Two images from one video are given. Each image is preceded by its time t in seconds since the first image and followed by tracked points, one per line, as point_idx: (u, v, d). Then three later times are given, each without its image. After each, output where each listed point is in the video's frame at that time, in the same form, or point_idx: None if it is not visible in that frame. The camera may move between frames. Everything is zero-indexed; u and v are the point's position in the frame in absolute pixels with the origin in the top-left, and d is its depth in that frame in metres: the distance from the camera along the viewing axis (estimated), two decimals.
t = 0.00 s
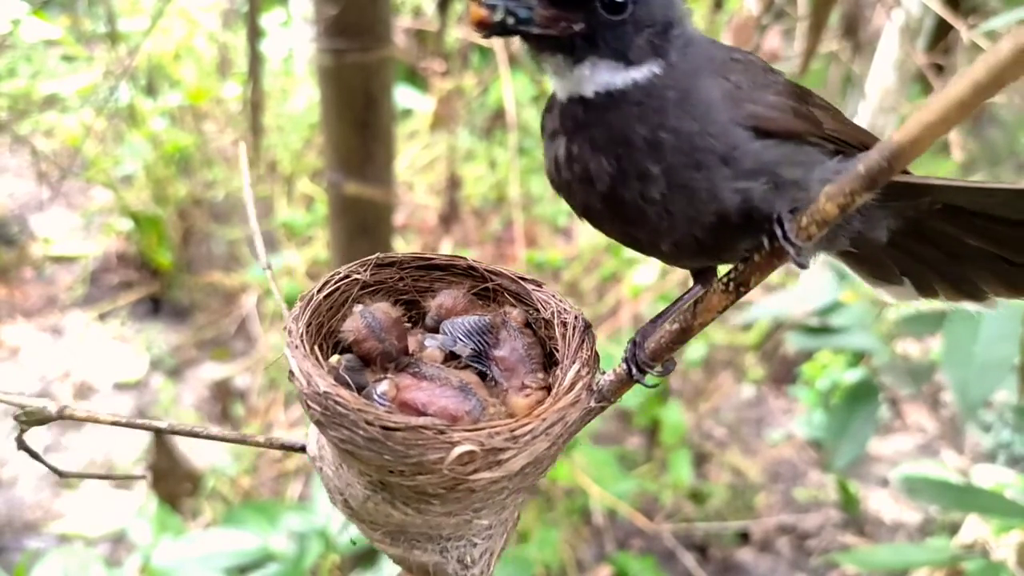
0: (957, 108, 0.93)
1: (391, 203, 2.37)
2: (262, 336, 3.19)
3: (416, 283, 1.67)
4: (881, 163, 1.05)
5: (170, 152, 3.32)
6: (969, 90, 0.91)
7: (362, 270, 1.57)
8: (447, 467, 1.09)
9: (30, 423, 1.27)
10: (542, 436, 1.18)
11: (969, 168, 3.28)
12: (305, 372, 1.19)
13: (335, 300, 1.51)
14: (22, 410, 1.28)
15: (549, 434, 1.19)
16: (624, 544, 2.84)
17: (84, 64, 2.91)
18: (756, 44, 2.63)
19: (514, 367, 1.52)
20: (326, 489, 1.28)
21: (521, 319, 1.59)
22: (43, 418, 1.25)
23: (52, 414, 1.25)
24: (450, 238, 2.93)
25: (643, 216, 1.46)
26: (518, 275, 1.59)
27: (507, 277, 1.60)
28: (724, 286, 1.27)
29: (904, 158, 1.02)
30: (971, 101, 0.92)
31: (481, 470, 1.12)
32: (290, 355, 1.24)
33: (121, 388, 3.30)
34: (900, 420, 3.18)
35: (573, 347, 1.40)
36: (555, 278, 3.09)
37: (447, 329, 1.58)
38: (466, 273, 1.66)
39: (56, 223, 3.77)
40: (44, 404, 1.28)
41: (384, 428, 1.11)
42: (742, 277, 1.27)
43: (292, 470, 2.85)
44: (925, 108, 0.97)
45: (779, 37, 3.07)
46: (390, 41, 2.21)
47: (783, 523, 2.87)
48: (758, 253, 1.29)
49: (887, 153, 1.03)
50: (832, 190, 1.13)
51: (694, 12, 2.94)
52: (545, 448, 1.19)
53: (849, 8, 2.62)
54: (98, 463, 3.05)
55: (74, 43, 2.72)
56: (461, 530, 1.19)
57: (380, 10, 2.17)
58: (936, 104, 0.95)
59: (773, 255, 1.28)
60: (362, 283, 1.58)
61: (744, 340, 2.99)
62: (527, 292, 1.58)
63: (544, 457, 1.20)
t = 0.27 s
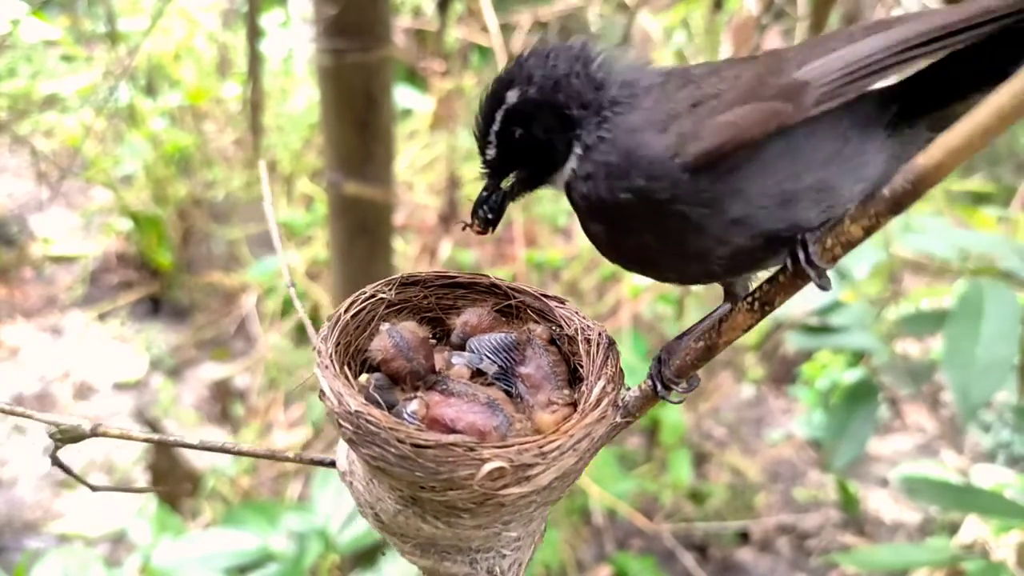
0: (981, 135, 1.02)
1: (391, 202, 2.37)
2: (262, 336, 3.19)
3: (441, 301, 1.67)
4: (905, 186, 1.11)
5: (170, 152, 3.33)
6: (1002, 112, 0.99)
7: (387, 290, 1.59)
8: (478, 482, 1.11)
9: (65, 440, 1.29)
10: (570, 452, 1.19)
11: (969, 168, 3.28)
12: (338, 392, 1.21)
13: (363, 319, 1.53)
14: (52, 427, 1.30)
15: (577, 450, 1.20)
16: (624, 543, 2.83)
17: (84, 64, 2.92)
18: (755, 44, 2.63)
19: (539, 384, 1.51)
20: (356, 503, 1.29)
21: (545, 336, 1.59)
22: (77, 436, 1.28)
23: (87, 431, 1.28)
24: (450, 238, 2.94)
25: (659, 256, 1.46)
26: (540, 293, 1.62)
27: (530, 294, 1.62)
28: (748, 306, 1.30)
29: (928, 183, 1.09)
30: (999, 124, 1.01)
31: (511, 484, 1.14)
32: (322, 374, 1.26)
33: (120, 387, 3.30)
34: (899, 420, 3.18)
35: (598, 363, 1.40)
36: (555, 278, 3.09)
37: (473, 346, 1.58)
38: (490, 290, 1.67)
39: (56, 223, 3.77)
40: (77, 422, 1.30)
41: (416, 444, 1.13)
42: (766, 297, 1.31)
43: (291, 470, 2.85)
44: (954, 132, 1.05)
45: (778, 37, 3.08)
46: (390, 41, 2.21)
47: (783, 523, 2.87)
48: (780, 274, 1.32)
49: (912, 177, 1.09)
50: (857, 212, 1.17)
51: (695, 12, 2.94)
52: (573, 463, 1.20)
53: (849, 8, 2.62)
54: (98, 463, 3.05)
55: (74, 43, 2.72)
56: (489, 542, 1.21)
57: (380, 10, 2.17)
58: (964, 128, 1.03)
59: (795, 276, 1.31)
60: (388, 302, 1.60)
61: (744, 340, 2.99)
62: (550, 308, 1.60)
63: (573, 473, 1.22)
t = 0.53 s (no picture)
0: (957, 114, 1.01)
1: (391, 203, 2.37)
2: (262, 336, 3.19)
3: (415, 288, 1.67)
4: (881, 167, 1.10)
5: (170, 152, 3.33)
6: (975, 91, 0.98)
7: (360, 274, 1.59)
8: (444, 472, 1.12)
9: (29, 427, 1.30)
10: (540, 442, 1.20)
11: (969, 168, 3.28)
12: (304, 377, 1.21)
13: (333, 305, 1.52)
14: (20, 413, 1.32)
15: (547, 440, 1.21)
16: (623, 543, 2.83)
17: (84, 64, 2.92)
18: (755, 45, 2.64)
19: (513, 373, 1.51)
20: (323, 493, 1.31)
21: (521, 324, 1.59)
22: (41, 422, 1.29)
23: (50, 417, 1.29)
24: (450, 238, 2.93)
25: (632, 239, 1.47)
26: (517, 281, 1.62)
27: (506, 283, 1.62)
28: (724, 292, 1.30)
29: (904, 164, 1.09)
30: (975, 103, 1.00)
31: (478, 476, 1.15)
32: (289, 359, 1.26)
33: (120, 387, 3.30)
34: (899, 420, 3.17)
35: (572, 353, 1.40)
36: (555, 278, 3.09)
37: (445, 333, 1.58)
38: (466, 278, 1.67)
39: (56, 224, 3.77)
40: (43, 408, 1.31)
41: (382, 433, 1.13)
42: (742, 283, 1.30)
43: (291, 470, 2.84)
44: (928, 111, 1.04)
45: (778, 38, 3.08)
46: (390, 41, 2.22)
47: (783, 523, 2.87)
48: (756, 258, 1.30)
49: (888, 158, 1.09)
50: (832, 194, 1.17)
51: (695, 12, 2.94)
52: (543, 455, 1.21)
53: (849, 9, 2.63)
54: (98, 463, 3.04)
55: (74, 43, 2.72)
56: (458, 537, 1.23)
57: (380, 10, 2.17)
58: (937, 107, 1.02)
59: (771, 262, 1.29)
60: (360, 287, 1.59)
61: (744, 340, 2.99)
62: (527, 297, 1.60)
63: (543, 462, 1.23)
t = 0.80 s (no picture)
0: (978, 130, 1.00)
1: (391, 203, 2.37)
2: (262, 336, 3.19)
3: (443, 295, 1.69)
4: (902, 181, 1.10)
5: (170, 152, 3.33)
6: (995, 110, 0.97)
7: (391, 283, 1.59)
8: (478, 474, 1.12)
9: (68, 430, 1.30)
10: (570, 444, 1.20)
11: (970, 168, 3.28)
12: (338, 382, 1.21)
13: (365, 313, 1.53)
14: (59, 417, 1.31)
15: (577, 442, 1.21)
16: (624, 543, 2.84)
17: (84, 64, 2.91)
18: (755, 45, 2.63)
19: (541, 378, 1.51)
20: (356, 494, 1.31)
21: (546, 331, 1.60)
22: (83, 426, 1.29)
23: (91, 421, 1.29)
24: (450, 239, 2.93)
25: (640, 267, 1.51)
26: (543, 288, 1.64)
27: (532, 290, 1.64)
28: (748, 300, 1.29)
29: (926, 178, 1.09)
30: (994, 122, 0.99)
31: (511, 476, 1.15)
32: (324, 363, 1.26)
33: (120, 388, 3.30)
34: (899, 420, 3.17)
35: (599, 358, 1.41)
36: (555, 278, 3.09)
37: (474, 339, 1.57)
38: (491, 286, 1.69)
39: (56, 223, 3.77)
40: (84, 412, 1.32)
41: (417, 435, 1.13)
42: (766, 291, 1.30)
43: (292, 470, 2.84)
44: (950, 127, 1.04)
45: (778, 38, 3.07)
46: (391, 41, 2.21)
47: (783, 523, 2.87)
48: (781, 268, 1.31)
49: (909, 172, 1.09)
50: (856, 207, 1.18)
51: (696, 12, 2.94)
52: (573, 455, 1.21)
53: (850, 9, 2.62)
54: (98, 463, 3.04)
55: (74, 43, 2.72)
56: (489, 533, 1.22)
57: (381, 11, 2.17)
58: (959, 124, 1.02)
59: (795, 271, 1.30)
60: (391, 296, 1.60)
61: (743, 340, 2.99)
62: (552, 303, 1.62)
63: (572, 463, 1.23)
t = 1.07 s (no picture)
0: (964, 118, 0.99)
1: (390, 203, 2.36)
2: (262, 336, 3.19)
3: (417, 294, 1.69)
4: (885, 174, 1.10)
5: (170, 152, 3.32)
6: (980, 98, 0.96)
7: (362, 281, 1.60)
8: (448, 480, 1.12)
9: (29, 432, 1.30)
10: (543, 450, 1.20)
11: (970, 168, 3.27)
12: (306, 385, 1.21)
13: (337, 311, 1.53)
14: (22, 418, 1.31)
15: (551, 447, 1.21)
16: (623, 544, 2.84)
17: (84, 64, 2.91)
18: (755, 45, 2.63)
19: (517, 379, 1.50)
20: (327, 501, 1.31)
21: (523, 331, 1.61)
22: (44, 427, 1.29)
23: (51, 424, 1.28)
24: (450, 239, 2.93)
25: (604, 260, 1.51)
26: (520, 288, 1.64)
27: (510, 289, 1.64)
28: (727, 298, 1.29)
29: (909, 171, 1.08)
30: (980, 110, 0.98)
31: (482, 483, 1.15)
32: (292, 365, 1.26)
33: (120, 387, 3.30)
34: (899, 420, 3.17)
35: (574, 359, 1.41)
36: (555, 278, 3.08)
37: (449, 339, 1.57)
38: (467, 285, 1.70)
39: (56, 223, 3.77)
40: (45, 413, 1.31)
41: (385, 441, 1.13)
42: (746, 289, 1.29)
43: (292, 470, 2.84)
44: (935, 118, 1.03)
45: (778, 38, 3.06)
46: (391, 41, 2.21)
47: (783, 523, 2.87)
48: (761, 266, 1.32)
49: (891, 166, 1.08)
50: (837, 201, 1.17)
51: (695, 12, 2.94)
52: (547, 462, 1.21)
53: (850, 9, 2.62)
54: (98, 463, 3.04)
55: (74, 43, 2.72)
56: (462, 543, 1.23)
57: (381, 10, 2.17)
58: (945, 114, 1.01)
59: (775, 269, 1.30)
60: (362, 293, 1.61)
61: (743, 340, 2.99)
62: (529, 303, 1.62)
63: (547, 469, 1.23)
